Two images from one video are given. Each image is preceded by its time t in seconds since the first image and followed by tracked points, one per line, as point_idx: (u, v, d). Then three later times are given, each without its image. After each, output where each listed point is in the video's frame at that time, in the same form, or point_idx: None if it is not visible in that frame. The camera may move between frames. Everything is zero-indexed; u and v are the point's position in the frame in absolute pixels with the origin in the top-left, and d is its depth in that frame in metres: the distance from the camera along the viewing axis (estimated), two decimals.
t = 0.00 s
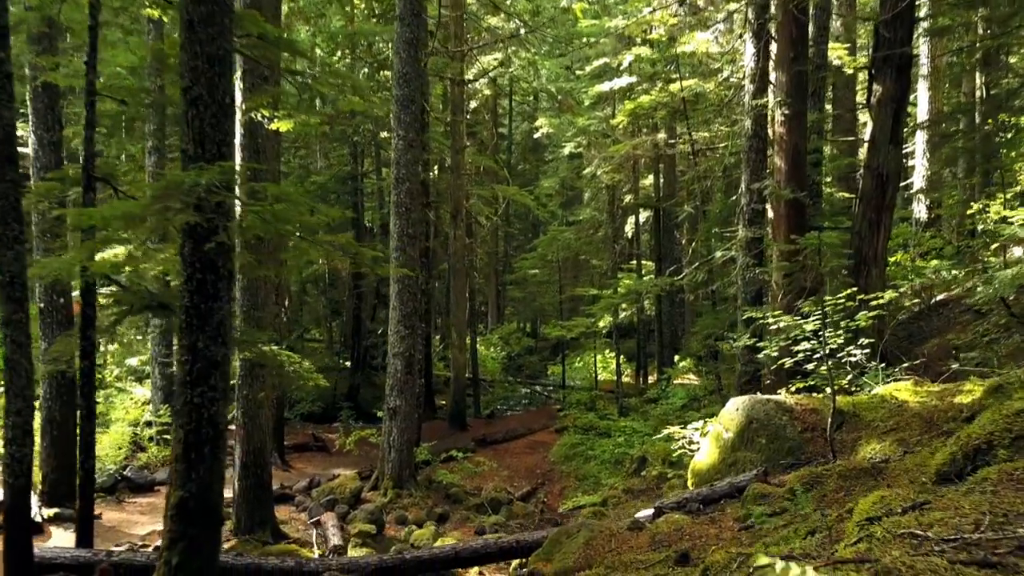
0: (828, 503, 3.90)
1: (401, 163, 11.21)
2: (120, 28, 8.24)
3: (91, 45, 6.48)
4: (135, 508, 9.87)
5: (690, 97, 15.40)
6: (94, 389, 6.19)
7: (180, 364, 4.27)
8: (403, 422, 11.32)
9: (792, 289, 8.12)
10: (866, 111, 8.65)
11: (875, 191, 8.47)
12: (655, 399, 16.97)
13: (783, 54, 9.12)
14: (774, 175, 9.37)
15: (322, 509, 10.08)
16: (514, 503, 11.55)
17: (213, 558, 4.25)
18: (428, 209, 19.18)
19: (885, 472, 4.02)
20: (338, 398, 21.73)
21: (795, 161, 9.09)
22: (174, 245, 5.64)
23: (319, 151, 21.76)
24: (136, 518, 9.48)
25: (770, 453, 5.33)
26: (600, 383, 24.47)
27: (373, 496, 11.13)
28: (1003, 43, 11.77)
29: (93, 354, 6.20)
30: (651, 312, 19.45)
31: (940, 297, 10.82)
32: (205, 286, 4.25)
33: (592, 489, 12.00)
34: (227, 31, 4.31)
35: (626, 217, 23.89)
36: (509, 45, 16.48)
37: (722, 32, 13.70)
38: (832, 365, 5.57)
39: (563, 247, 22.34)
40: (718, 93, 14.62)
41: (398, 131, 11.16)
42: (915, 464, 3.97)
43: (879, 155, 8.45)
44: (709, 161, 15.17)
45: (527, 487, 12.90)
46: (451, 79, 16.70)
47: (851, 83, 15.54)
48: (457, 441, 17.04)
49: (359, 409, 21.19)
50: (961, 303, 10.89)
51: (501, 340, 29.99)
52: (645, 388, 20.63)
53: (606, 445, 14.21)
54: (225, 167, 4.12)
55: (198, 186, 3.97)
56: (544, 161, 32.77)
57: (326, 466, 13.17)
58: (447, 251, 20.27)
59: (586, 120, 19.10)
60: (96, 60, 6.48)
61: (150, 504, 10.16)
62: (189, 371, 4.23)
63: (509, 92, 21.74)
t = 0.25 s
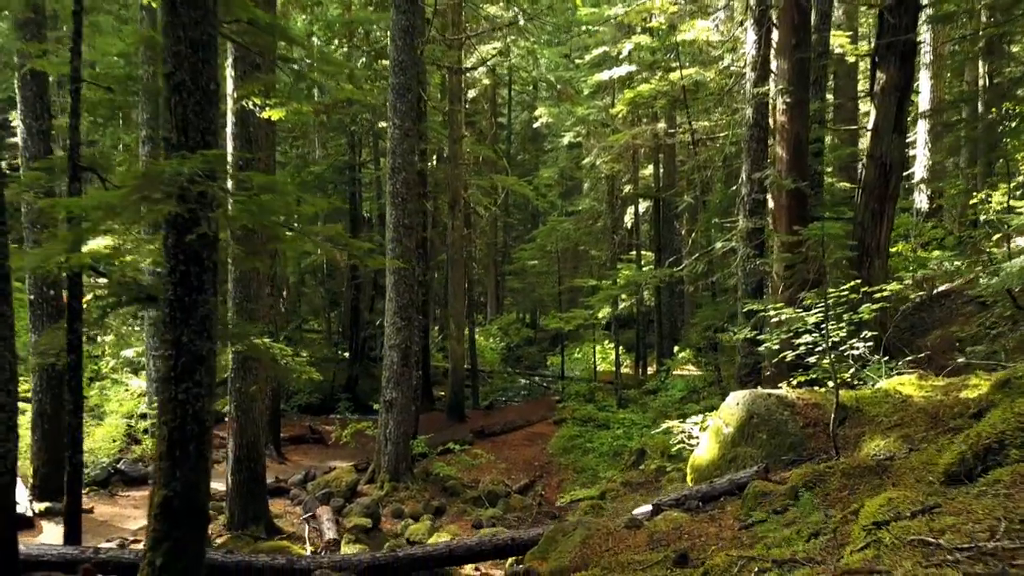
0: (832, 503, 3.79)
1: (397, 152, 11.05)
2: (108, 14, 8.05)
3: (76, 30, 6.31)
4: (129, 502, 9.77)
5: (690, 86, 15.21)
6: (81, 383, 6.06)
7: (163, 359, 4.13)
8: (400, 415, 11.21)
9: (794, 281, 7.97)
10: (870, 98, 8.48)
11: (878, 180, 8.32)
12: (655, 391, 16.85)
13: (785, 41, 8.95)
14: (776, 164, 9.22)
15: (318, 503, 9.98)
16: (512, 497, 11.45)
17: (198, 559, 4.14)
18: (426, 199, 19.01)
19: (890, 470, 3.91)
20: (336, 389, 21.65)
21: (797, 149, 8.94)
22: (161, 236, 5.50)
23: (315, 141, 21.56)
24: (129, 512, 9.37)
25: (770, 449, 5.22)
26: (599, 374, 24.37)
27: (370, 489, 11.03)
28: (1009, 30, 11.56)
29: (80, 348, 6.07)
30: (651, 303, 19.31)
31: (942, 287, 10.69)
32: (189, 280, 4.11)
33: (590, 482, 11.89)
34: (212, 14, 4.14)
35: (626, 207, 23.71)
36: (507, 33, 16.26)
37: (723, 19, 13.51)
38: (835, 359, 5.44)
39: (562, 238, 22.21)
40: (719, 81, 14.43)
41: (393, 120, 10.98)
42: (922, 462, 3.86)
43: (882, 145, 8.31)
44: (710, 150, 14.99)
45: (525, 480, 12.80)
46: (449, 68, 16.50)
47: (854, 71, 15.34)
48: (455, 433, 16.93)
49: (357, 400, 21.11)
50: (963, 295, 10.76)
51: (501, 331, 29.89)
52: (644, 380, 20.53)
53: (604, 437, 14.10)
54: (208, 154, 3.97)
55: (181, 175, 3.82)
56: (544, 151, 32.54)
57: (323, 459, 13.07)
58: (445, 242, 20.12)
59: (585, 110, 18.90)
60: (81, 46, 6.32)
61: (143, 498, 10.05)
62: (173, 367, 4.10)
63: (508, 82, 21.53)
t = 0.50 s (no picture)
0: (836, 502, 3.68)
1: (393, 141, 10.88)
2: None
3: (60, 15, 6.16)
4: (121, 496, 9.67)
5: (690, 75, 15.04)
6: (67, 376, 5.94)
7: (146, 355, 4.00)
8: (396, 407, 11.10)
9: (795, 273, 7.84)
10: (873, 87, 8.34)
11: (881, 169, 8.19)
12: (654, 382, 16.73)
13: (787, 28, 8.78)
14: (777, 154, 9.08)
15: (313, 497, 9.88)
16: (509, 490, 11.35)
17: (183, 559, 4.02)
18: (424, 189, 18.85)
19: (896, 469, 3.80)
20: (334, 381, 21.56)
21: (799, 138, 8.79)
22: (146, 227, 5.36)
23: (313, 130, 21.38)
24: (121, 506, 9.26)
25: (771, 445, 5.11)
26: (598, 365, 24.27)
27: (366, 482, 10.93)
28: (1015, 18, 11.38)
29: (66, 341, 5.95)
30: (650, 294, 19.18)
31: (944, 279, 10.55)
32: (172, 273, 3.98)
33: (588, 475, 11.79)
34: None
35: (625, 197, 23.54)
36: (505, 21, 16.07)
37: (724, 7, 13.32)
38: (837, 352, 5.31)
39: (561, 228, 22.06)
40: (719, 70, 14.25)
41: (389, 108, 10.82)
42: (929, 460, 3.76)
43: (885, 133, 8.17)
44: (710, 140, 14.83)
45: (523, 473, 12.70)
46: (447, 57, 16.31)
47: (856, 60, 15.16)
48: (453, 425, 16.84)
49: (355, 391, 21.02)
50: (965, 286, 10.63)
51: (500, 321, 29.78)
52: (643, 371, 20.42)
53: (603, 429, 14.00)
54: (190, 143, 3.83)
55: (161, 164, 3.67)
56: (543, 141, 32.32)
57: (319, 451, 12.97)
58: (443, 232, 19.97)
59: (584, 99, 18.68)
60: (66, 32, 6.17)
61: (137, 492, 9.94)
62: (156, 363, 3.98)
63: (507, 71, 21.31)
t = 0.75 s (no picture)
0: (840, 502, 3.58)
1: (388, 130, 10.70)
2: None
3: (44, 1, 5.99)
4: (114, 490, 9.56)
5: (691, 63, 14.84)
6: (53, 371, 5.81)
7: (128, 350, 3.87)
8: (393, 400, 10.98)
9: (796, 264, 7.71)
10: (876, 75, 8.19)
11: (884, 159, 8.05)
12: (653, 373, 16.62)
13: (789, 15, 8.61)
14: (778, 143, 8.94)
15: (309, 490, 9.78)
16: (507, 482, 11.25)
17: (167, 561, 3.91)
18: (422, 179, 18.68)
19: (902, 468, 3.69)
20: (332, 372, 21.46)
21: (800, 127, 8.64)
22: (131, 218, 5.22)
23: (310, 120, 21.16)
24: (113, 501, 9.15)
25: (773, 441, 4.99)
26: (597, 355, 24.17)
27: (362, 475, 10.83)
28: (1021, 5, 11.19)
29: (51, 334, 5.81)
30: (650, 285, 19.05)
31: (946, 270, 10.42)
32: (154, 266, 3.85)
33: (587, 468, 11.70)
34: None
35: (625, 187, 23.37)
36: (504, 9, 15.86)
37: None
38: (841, 347, 5.18)
39: (560, 218, 21.92)
40: (720, 58, 14.04)
41: (385, 97, 10.64)
42: (935, 459, 3.65)
43: (888, 122, 8.04)
44: (711, 129, 14.65)
45: (521, 465, 12.60)
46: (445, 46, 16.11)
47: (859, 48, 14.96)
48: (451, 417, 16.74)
49: (353, 382, 20.92)
50: (967, 277, 10.51)
51: (499, 312, 29.67)
52: (642, 362, 20.32)
53: (601, 421, 13.90)
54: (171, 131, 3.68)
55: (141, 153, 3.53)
56: (542, 131, 32.09)
57: (314, 444, 12.86)
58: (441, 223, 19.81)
59: (584, 88, 18.46)
60: (49, 18, 6.00)
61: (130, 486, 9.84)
62: (138, 359, 3.85)
63: (506, 59, 21.09)
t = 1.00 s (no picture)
0: (845, 504, 3.47)
1: (383, 120, 10.51)
2: None
3: None
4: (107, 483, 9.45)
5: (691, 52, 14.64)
6: (38, 365, 5.68)
7: (109, 347, 3.74)
8: (389, 393, 10.86)
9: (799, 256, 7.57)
10: (880, 63, 8.03)
11: (887, 149, 7.91)
12: (652, 365, 16.51)
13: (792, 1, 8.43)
14: (780, 132, 8.79)
15: (304, 484, 9.67)
16: (504, 476, 11.14)
17: (151, 563, 3.80)
18: (419, 169, 18.51)
19: (908, 468, 3.58)
20: (330, 363, 21.36)
21: (803, 116, 8.49)
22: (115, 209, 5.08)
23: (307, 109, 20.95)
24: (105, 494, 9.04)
25: (775, 438, 4.87)
26: (596, 346, 24.06)
27: (358, 469, 10.73)
28: None
29: (37, 328, 5.68)
30: (649, 276, 18.92)
31: (949, 261, 10.29)
32: (135, 259, 3.71)
33: (585, 461, 11.60)
34: None
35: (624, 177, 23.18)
36: None
37: None
38: (845, 341, 5.05)
39: (559, 209, 21.76)
40: (721, 46, 13.85)
41: (380, 86, 10.45)
42: (943, 459, 3.54)
43: (892, 110, 7.89)
44: (711, 119, 14.47)
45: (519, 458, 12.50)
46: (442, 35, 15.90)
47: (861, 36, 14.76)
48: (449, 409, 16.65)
49: (351, 374, 20.83)
50: (970, 269, 10.37)
51: (498, 302, 29.55)
52: (642, 353, 20.21)
53: (600, 413, 13.79)
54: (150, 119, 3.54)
55: (119, 142, 3.39)
56: (542, 120, 31.86)
57: (310, 436, 12.75)
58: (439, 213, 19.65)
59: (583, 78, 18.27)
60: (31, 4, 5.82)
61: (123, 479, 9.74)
62: (119, 356, 3.72)
63: (505, 48, 20.88)
